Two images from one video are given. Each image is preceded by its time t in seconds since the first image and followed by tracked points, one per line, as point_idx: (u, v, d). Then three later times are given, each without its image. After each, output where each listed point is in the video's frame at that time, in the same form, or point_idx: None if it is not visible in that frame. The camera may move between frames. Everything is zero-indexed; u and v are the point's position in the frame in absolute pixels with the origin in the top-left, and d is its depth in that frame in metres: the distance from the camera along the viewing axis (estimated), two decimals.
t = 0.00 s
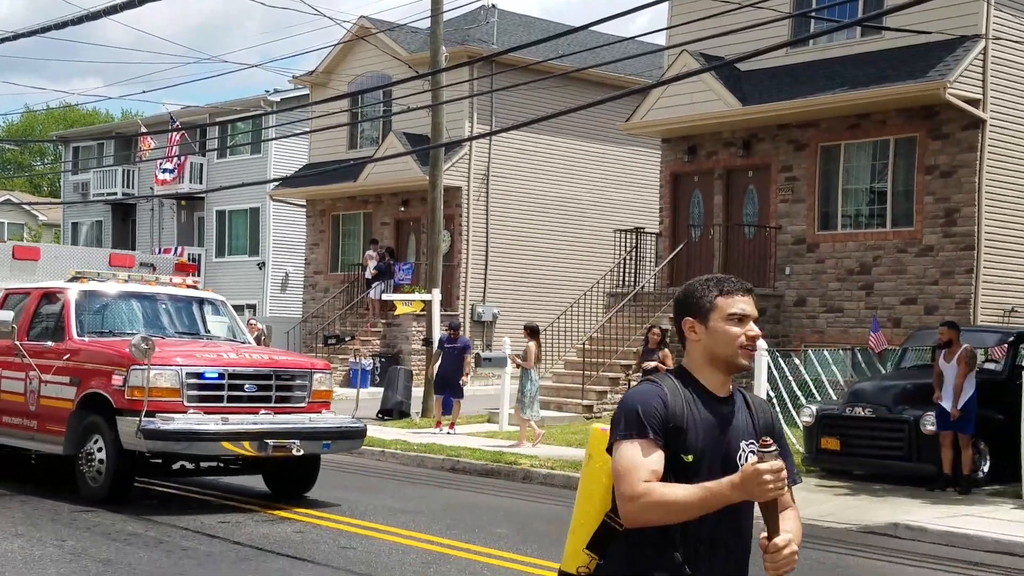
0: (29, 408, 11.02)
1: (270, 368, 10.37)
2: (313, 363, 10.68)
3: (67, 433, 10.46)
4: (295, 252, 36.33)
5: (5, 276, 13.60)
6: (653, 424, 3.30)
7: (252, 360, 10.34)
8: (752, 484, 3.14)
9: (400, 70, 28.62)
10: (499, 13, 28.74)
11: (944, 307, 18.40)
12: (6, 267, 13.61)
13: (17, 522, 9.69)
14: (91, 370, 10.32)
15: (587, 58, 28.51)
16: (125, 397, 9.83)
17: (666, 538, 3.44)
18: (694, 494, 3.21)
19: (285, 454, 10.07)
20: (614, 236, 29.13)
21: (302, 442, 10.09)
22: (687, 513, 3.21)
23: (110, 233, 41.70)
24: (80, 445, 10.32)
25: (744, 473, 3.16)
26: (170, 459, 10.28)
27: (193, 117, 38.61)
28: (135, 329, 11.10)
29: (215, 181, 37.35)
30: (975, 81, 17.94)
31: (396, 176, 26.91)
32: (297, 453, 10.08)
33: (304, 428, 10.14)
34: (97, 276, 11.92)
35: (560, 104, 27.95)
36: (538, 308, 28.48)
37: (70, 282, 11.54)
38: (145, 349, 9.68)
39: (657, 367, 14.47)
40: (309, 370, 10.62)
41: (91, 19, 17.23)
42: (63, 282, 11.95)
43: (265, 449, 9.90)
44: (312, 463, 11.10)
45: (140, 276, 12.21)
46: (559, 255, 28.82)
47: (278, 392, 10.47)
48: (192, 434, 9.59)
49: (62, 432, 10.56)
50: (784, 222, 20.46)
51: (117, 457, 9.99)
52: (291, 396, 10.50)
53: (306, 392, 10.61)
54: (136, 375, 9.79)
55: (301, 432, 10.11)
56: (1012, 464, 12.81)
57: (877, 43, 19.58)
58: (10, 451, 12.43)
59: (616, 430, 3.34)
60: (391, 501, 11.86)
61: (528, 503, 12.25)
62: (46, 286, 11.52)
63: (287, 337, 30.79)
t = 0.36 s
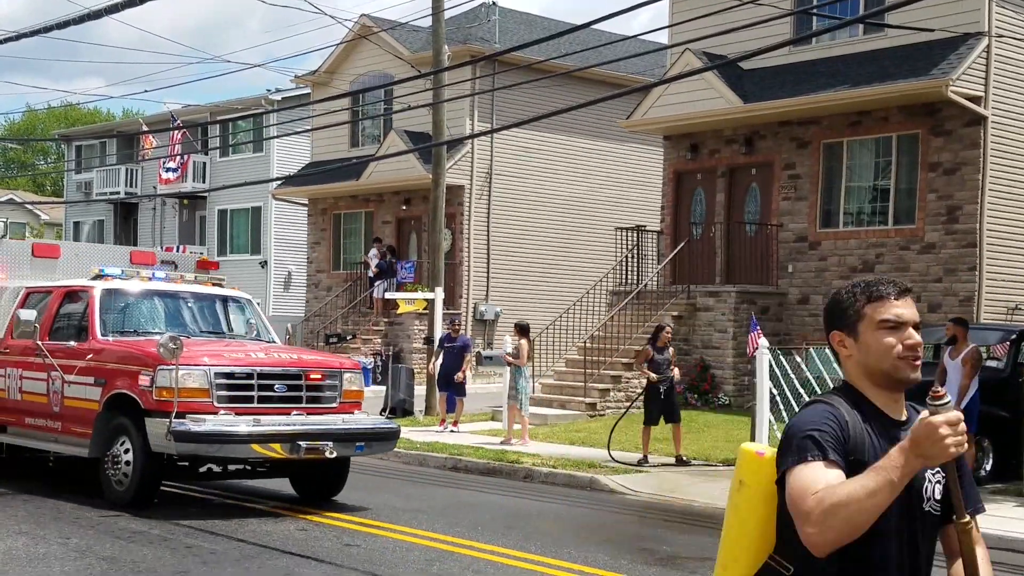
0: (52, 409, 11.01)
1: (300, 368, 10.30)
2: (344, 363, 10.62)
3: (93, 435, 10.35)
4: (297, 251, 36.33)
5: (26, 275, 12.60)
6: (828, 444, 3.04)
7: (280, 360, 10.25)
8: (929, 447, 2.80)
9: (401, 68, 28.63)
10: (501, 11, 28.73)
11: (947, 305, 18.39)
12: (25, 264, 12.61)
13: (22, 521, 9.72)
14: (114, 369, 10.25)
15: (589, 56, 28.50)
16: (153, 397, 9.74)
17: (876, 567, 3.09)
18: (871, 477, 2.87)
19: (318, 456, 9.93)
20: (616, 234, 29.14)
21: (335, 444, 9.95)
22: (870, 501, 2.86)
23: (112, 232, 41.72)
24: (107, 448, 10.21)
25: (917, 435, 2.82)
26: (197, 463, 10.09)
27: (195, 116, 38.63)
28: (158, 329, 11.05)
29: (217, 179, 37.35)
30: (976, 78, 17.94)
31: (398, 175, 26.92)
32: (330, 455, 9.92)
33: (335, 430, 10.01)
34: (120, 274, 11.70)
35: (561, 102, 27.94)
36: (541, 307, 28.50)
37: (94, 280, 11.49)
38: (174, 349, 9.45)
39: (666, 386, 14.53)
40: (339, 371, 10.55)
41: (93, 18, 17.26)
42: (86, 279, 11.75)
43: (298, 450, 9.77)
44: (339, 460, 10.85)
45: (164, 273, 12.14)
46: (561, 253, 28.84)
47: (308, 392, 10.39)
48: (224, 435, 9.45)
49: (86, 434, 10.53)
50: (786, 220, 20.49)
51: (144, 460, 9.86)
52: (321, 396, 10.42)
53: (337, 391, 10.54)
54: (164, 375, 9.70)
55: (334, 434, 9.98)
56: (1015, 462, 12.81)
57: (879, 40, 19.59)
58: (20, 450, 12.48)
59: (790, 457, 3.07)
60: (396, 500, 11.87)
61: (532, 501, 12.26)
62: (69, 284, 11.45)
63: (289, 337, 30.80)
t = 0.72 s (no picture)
0: (81, 411, 10.62)
1: (336, 367, 9.86)
2: (380, 363, 10.16)
3: (125, 438, 9.98)
4: (303, 249, 36.36)
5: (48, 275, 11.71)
6: None
7: (316, 360, 9.81)
8: None
9: (406, 65, 28.62)
10: (506, 7, 28.69)
11: (955, 299, 18.34)
12: (49, 262, 11.76)
13: (31, 519, 9.71)
14: (147, 371, 9.85)
15: (594, 51, 28.46)
16: (187, 400, 9.34)
17: None
18: None
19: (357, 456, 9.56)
20: (622, 229, 29.10)
21: (374, 446, 9.59)
22: None
23: (119, 230, 41.79)
24: (139, 450, 9.86)
25: None
26: (232, 464, 9.74)
27: (201, 114, 38.67)
28: (188, 327, 10.60)
29: (223, 178, 37.39)
30: (984, 71, 17.86)
31: (403, 172, 26.92)
32: (369, 457, 9.56)
33: (374, 431, 9.63)
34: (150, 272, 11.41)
35: (566, 98, 27.90)
36: (548, 302, 28.47)
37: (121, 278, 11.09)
38: (209, 349, 9.24)
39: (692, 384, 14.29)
40: (376, 370, 10.12)
41: (98, 16, 17.26)
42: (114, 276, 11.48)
43: (337, 451, 9.39)
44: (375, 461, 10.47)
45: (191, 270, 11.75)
46: (568, 248, 28.80)
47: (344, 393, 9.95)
48: (262, 437, 9.06)
49: (117, 436, 10.19)
50: (793, 215, 20.41)
51: (179, 463, 9.51)
52: (359, 397, 9.98)
53: (374, 392, 10.10)
54: (198, 376, 9.30)
55: (373, 435, 9.60)
56: None
57: (886, 34, 19.53)
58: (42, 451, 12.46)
59: None
60: (405, 496, 11.84)
61: (541, 497, 12.22)
62: (97, 282, 11.04)
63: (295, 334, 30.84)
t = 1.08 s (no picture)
0: (114, 409, 10.43)
1: (375, 362, 9.70)
2: (420, 357, 10.01)
3: (161, 437, 9.83)
4: (311, 243, 36.36)
5: (78, 268, 11.51)
6: None
7: (355, 355, 9.65)
8: None
9: (413, 58, 28.57)
10: None
11: (965, 289, 18.26)
12: (78, 258, 11.53)
13: (43, 513, 9.72)
14: (182, 368, 9.68)
15: (601, 42, 28.44)
16: (225, 396, 9.19)
17: None
18: None
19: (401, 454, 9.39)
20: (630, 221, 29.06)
21: (418, 444, 9.43)
22: None
23: (127, 226, 41.82)
24: (177, 449, 9.71)
25: None
26: (272, 464, 9.55)
27: (208, 109, 38.67)
28: (221, 323, 10.43)
29: (231, 172, 37.39)
30: (994, 60, 17.75)
31: (411, 165, 26.89)
32: (413, 454, 9.40)
33: (417, 427, 9.47)
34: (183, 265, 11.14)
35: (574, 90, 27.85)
36: (557, 295, 28.44)
37: (155, 272, 10.92)
38: (248, 345, 9.05)
39: (715, 377, 14.27)
40: (415, 365, 9.96)
41: (105, 12, 17.26)
42: (146, 271, 11.37)
43: (380, 449, 9.23)
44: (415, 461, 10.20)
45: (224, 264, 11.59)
46: (576, 241, 28.77)
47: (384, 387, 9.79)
48: (303, 434, 8.89)
49: (152, 434, 10.03)
50: (803, 205, 20.35)
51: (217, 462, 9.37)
52: (399, 392, 9.83)
53: (414, 387, 9.95)
54: (235, 373, 9.14)
55: (416, 432, 9.44)
56: None
57: (895, 24, 19.48)
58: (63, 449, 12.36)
59: None
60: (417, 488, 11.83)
61: (552, 490, 12.20)
62: (128, 278, 10.84)
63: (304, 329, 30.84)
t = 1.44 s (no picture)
0: (151, 409, 10.16)
1: (421, 357, 9.40)
2: (464, 352, 9.74)
3: (201, 437, 9.57)
4: (322, 239, 36.43)
5: (110, 266, 11.31)
6: None
7: (401, 350, 9.36)
8: None
9: (422, 52, 28.57)
10: None
11: (978, 275, 18.18)
12: (109, 254, 11.33)
13: (59, 512, 9.77)
14: (224, 365, 9.40)
15: (610, 34, 28.41)
16: (269, 395, 8.88)
17: None
18: None
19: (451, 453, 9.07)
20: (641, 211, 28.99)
21: (469, 443, 9.10)
22: None
23: (139, 223, 41.99)
24: (218, 449, 9.46)
25: None
26: (316, 464, 9.26)
27: (217, 105, 38.76)
28: (259, 320, 10.05)
29: (241, 168, 37.47)
30: (1005, 45, 17.64)
31: (421, 159, 26.90)
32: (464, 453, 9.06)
33: (467, 424, 9.16)
34: (218, 258, 10.77)
35: (584, 81, 27.81)
36: (569, 287, 28.41)
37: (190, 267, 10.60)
38: (293, 340, 8.69)
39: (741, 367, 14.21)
40: (462, 359, 9.68)
41: (114, 11, 17.31)
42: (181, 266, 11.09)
43: (431, 448, 8.90)
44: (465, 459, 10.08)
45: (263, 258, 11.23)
46: (587, 232, 28.72)
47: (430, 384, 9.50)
48: (350, 433, 8.57)
49: (193, 435, 9.73)
50: (814, 193, 20.28)
51: (261, 461, 9.13)
52: (446, 388, 9.55)
53: (461, 382, 9.68)
54: (280, 368, 8.84)
55: (466, 429, 9.13)
56: None
57: (905, 11, 19.40)
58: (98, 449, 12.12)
59: None
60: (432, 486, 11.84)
61: (566, 484, 12.21)
62: (162, 274, 10.54)
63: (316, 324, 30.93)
